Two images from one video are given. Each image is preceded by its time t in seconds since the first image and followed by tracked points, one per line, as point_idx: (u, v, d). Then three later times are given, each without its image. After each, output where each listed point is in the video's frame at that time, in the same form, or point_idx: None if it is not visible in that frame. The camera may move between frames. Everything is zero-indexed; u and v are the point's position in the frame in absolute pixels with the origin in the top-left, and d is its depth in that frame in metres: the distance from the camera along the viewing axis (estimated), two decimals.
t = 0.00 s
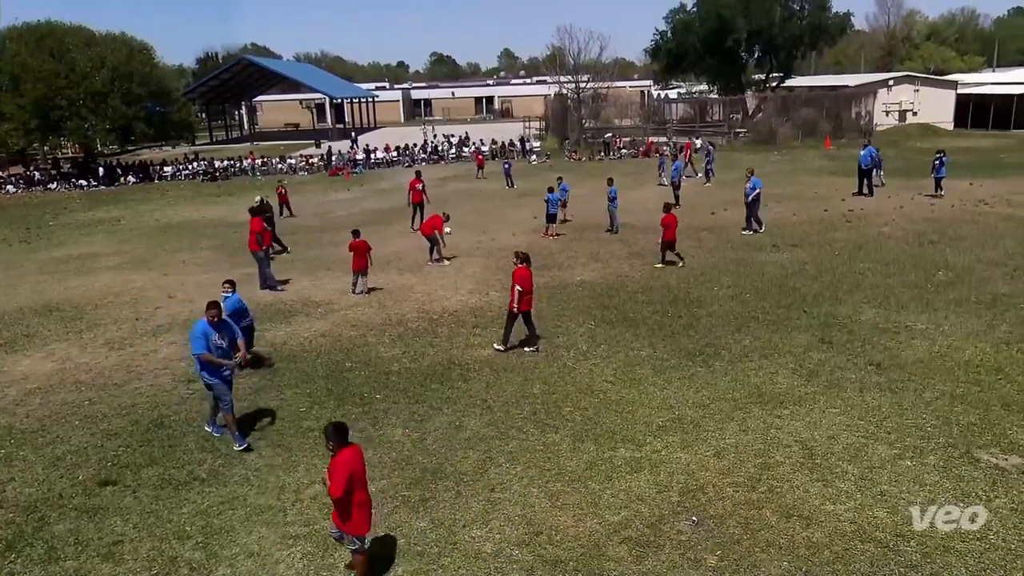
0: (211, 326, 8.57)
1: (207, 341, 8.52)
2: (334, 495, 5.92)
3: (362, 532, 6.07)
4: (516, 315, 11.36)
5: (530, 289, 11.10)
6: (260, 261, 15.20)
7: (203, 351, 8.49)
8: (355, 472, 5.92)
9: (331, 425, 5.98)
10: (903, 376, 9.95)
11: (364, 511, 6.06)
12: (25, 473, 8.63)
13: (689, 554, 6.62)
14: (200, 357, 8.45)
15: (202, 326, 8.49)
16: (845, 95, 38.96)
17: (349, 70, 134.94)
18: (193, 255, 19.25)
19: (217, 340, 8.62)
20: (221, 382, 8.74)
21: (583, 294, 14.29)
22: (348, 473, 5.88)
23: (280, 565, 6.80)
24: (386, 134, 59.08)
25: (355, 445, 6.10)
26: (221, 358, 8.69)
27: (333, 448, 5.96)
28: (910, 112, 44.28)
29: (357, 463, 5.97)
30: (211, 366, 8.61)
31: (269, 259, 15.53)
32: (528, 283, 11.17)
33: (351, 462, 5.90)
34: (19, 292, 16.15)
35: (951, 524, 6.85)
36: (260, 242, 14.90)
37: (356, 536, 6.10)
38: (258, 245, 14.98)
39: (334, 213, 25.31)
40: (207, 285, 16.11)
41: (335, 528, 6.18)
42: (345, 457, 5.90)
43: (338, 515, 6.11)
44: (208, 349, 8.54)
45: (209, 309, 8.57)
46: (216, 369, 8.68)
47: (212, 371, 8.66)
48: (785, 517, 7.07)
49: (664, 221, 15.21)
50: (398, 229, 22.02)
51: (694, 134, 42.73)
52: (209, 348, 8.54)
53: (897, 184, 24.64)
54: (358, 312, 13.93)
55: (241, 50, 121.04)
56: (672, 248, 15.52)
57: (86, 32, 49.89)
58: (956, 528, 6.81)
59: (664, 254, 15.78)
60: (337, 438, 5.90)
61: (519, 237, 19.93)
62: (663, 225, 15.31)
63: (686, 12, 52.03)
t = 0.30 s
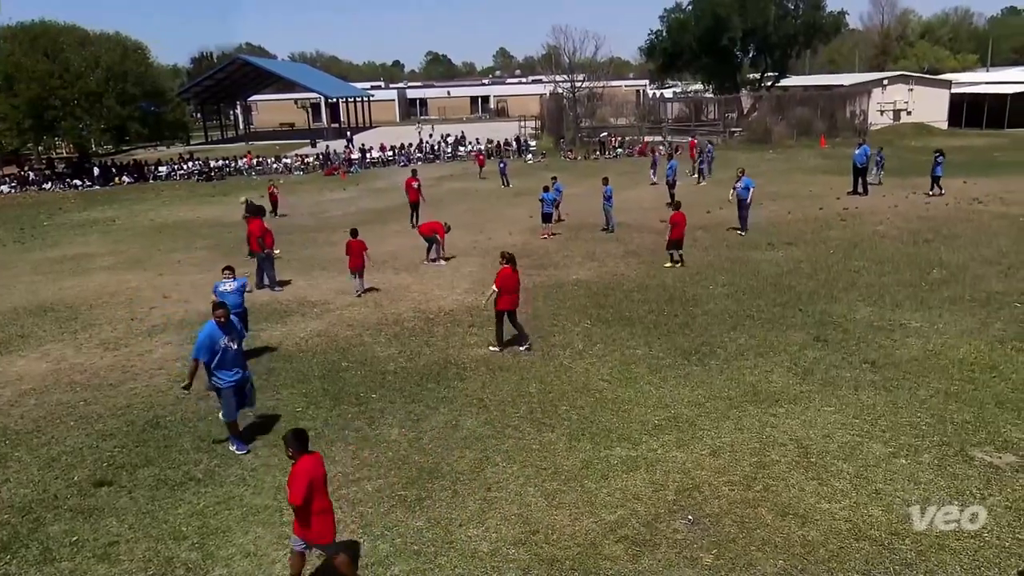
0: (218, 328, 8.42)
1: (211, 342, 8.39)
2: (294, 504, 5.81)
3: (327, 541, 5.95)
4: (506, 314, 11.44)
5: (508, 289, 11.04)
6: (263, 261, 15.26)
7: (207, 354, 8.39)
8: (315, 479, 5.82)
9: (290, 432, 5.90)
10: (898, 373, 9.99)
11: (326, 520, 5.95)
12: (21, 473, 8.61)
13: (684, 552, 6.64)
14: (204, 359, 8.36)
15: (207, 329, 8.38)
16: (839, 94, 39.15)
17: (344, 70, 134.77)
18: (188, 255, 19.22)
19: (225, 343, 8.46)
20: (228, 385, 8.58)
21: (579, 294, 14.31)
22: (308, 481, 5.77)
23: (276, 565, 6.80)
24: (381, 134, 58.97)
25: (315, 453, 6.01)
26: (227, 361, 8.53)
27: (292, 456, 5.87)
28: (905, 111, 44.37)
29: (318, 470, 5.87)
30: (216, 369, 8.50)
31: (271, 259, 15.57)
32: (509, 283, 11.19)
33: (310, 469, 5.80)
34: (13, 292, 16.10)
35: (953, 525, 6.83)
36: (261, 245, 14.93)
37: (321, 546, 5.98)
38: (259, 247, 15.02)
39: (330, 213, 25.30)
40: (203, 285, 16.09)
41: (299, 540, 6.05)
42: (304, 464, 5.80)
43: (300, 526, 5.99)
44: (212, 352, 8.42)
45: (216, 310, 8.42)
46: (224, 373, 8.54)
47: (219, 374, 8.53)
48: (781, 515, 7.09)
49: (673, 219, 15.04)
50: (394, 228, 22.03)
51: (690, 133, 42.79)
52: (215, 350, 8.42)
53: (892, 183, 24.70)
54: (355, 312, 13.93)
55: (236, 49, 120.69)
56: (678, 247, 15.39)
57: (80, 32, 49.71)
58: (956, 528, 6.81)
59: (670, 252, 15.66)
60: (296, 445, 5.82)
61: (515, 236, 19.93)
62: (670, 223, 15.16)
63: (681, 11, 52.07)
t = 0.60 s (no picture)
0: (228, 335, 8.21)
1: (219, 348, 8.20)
2: (254, 502, 5.78)
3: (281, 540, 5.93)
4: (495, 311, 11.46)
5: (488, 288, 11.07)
6: (262, 263, 15.21)
7: (213, 360, 8.18)
8: (277, 477, 5.83)
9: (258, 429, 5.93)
10: (893, 373, 10.01)
11: (282, 520, 5.94)
12: (13, 476, 8.56)
13: (680, 552, 6.63)
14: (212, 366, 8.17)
15: (214, 335, 8.13)
16: (834, 95, 39.26)
17: (339, 70, 134.60)
18: (182, 256, 19.15)
19: (232, 350, 8.27)
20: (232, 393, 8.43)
21: (574, 294, 14.31)
22: (269, 478, 5.77)
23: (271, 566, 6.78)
24: (376, 134, 58.90)
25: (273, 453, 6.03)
26: (234, 368, 8.36)
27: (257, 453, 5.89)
28: (899, 111, 44.53)
29: (279, 468, 5.89)
30: (222, 376, 8.31)
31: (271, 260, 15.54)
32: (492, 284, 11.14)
33: (272, 467, 5.82)
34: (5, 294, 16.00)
35: (953, 525, 6.83)
36: (261, 246, 14.89)
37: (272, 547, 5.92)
38: (259, 248, 14.97)
39: (325, 213, 25.24)
40: (197, 286, 16.05)
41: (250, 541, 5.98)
42: (266, 462, 5.81)
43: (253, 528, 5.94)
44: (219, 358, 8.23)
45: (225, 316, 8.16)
46: (230, 379, 8.39)
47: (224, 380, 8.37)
48: (776, 515, 7.09)
49: (677, 220, 14.98)
50: (389, 229, 21.99)
51: (685, 133, 42.84)
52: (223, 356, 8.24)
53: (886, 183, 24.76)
54: (349, 313, 13.89)
55: (230, 49, 120.39)
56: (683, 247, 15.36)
57: (73, 32, 49.48)
58: (956, 527, 6.80)
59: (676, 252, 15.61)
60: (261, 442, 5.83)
61: (510, 237, 19.92)
62: (676, 223, 15.11)
63: (676, 12, 52.10)
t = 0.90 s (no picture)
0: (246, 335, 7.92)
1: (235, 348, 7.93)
2: (211, 514, 5.67)
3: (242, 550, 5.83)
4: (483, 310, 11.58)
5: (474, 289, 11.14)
6: (260, 263, 15.22)
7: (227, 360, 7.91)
8: (234, 489, 5.69)
9: (215, 439, 5.79)
10: (887, 373, 10.04)
11: (243, 531, 5.82)
12: (4, 478, 8.49)
13: (675, 553, 6.63)
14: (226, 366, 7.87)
15: (230, 335, 7.90)
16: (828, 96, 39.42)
17: (333, 70, 134.39)
18: (175, 257, 19.06)
19: (249, 352, 7.95)
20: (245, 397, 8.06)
21: (569, 294, 14.31)
22: (225, 490, 5.65)
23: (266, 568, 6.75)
24: (371, 134, 58.81)
25: (237, 461, 5.91)
26: (248, 372, 8.01)
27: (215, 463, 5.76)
28: (893, 112, 44.70)
29: (238, 478, 5.77)
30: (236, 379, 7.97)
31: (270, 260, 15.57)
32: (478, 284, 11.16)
33: (230, 477, 5.70)
34: None
35: (952, 526, 6.83)
36: (261, 246, 14.91)
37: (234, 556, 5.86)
38: (258, 248, 15.01)
39: (319, 214, 25.18)
40: (191, 287, 15.99)
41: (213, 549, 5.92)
42: (223, 472, 5.69)
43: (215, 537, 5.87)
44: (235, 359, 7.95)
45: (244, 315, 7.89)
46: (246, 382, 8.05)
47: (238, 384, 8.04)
48: (771, 516, 7.10)
49: (684, 220, 15.02)
50: (383, 229, 21.96)
51: (679, 134, 42.91)
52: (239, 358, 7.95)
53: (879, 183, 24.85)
54: (344, 313, 13.86)
55: (223, 49, 119.94)
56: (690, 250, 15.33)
57: (65, 32, 49.23)
58: (955, 529, 6.80)
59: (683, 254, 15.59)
60: (217, 452, 5.70)
61: (505, 237, 19.92)
62: (681, 224, 15.15)
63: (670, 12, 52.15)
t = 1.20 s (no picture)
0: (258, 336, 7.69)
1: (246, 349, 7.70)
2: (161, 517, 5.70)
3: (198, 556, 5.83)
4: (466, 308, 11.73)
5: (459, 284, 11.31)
6: (255, 263, 15.09)
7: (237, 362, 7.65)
8: (183, 491, 5.70)
9: (165, 442, 5.79)
10: (880, 372, 10.06)
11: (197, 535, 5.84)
12: None
13: (670, 552, 6.63)
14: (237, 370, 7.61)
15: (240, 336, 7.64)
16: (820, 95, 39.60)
17: (326, 70, 134.03)
18: (167, 258, 18.97)
19: (260, 353, 7.69)
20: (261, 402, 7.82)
21: (563, 294, 14.30)
22: (174, 492, 5.66)
23: (259, 570, 6.72)
24: (364, 134, 58.68)
25: (194, 464, 5.91)
26: (258, 374, 7.75)
27: (165, 466, 5.78)
28: (885, 111, 44.88)
29: (190, 481, 5.76)
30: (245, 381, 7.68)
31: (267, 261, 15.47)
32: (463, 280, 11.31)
33: (180, 480, 5.71)
34: None
35: (953, 525, 6.81)
36: (256, 246, 14.81)
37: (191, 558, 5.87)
38: (254, 248, 14.90)
39: (312, 214, 25.10)
40: (183, 288, 15.92)
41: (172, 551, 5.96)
42: (174, 475, 5.70)
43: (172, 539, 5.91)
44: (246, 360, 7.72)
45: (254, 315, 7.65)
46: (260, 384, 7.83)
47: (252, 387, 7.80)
48: (765, 514, 7.10)
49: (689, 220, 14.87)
50: (377, 229, 21.92)
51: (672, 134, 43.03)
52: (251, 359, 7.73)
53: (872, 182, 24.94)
54: (337, 314, 13.82)
55: (216, 49, 119.54)
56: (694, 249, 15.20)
57: (56, 31, 48.96)
58: (955, 527, 6.79)
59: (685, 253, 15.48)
60: (167, 455, 5.70)
61: (498, 237, 19.90)
62: (686, 224, 15.03)
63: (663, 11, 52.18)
